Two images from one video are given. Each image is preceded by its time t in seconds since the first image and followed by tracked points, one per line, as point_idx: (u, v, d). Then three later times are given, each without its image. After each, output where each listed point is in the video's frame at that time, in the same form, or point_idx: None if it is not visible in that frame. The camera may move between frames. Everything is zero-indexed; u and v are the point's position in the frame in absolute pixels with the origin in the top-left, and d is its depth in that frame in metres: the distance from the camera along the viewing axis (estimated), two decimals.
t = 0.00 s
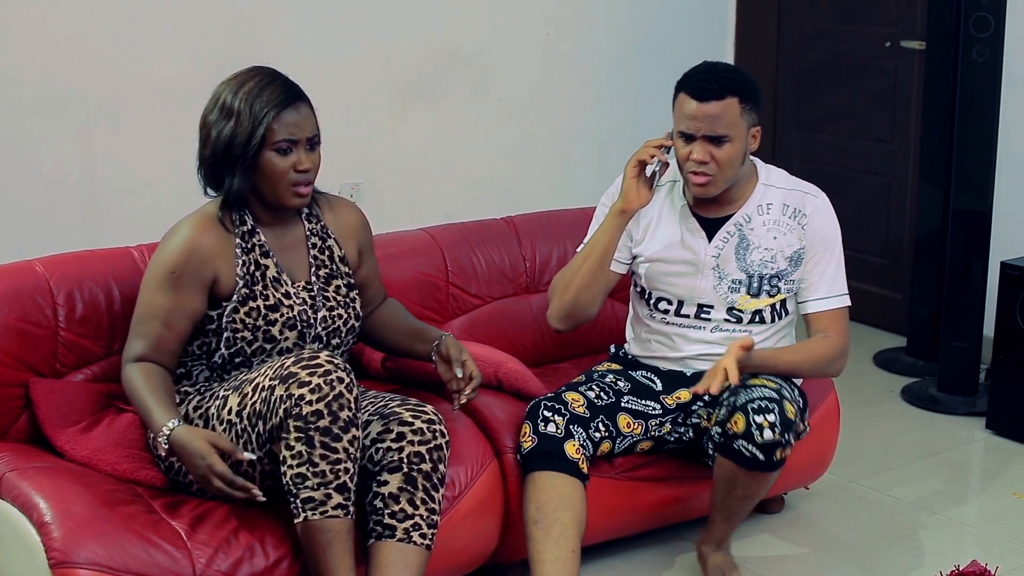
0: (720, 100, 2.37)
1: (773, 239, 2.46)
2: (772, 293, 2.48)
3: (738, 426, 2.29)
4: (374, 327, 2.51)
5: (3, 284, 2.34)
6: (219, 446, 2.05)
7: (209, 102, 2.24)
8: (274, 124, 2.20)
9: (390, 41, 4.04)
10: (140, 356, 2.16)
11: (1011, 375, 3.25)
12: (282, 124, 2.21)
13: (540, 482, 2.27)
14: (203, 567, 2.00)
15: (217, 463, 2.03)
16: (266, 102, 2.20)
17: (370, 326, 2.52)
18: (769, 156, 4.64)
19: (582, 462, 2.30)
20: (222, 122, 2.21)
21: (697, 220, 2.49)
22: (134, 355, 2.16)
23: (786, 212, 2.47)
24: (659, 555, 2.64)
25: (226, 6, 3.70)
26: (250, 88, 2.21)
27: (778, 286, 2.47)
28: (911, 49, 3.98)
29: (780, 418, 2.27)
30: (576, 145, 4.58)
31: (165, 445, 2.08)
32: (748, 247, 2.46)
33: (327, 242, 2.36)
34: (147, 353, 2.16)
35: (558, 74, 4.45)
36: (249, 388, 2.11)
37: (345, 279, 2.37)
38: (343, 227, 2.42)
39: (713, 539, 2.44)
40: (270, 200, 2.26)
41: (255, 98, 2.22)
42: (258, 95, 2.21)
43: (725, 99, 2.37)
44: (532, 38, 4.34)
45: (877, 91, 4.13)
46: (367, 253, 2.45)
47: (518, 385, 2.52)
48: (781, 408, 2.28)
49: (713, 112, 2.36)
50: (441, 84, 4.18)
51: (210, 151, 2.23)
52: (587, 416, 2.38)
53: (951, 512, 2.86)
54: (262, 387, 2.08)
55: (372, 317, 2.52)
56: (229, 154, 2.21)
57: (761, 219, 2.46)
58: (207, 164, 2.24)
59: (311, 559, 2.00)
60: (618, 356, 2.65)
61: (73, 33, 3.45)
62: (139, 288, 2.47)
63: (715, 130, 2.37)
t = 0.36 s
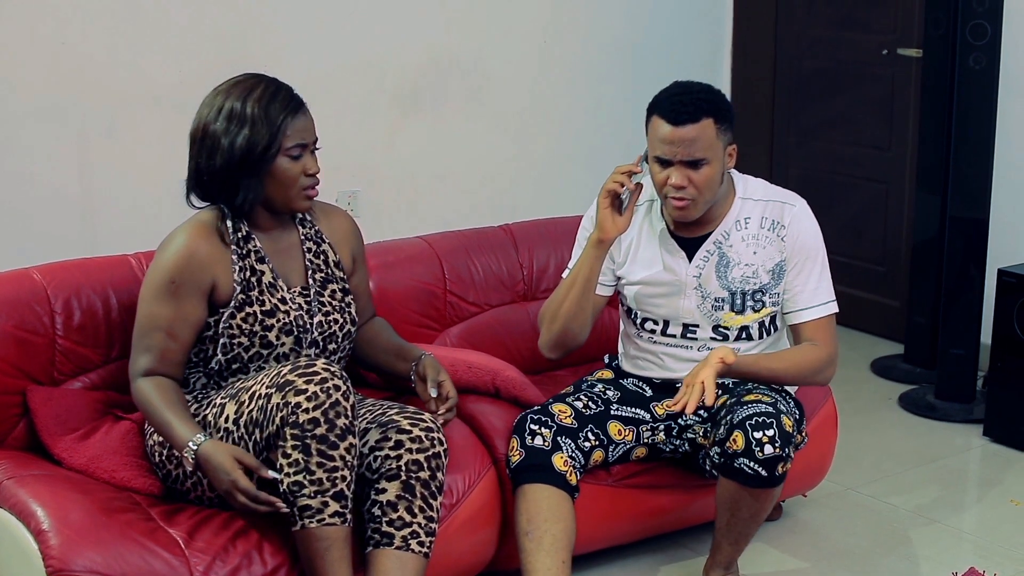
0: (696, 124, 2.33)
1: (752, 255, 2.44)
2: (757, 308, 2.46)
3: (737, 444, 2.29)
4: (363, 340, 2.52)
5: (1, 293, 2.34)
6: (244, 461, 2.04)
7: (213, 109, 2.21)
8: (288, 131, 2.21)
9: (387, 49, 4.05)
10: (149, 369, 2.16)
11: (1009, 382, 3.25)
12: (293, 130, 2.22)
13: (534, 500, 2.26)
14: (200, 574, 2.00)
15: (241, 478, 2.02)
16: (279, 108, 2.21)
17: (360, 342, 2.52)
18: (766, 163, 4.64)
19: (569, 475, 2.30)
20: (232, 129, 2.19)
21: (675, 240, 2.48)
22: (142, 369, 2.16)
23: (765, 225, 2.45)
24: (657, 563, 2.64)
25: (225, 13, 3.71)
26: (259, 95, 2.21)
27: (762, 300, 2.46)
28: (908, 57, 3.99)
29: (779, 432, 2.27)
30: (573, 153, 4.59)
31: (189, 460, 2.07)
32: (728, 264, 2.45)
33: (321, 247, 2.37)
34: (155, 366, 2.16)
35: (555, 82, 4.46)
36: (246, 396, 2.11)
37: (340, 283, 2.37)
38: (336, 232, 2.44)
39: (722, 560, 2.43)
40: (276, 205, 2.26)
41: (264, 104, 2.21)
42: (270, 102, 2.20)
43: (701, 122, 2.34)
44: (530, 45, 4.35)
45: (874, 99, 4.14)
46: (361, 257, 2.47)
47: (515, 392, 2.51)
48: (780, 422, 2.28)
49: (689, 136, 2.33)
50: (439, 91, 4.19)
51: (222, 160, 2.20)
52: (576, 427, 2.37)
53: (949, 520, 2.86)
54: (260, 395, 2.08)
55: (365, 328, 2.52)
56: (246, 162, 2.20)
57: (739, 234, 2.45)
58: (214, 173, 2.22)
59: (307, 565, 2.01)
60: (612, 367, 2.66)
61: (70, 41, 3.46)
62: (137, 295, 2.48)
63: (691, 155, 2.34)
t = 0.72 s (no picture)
0: (680, 135, 2.31)
1: (747, 265, 2.43)
2: (752, 320, 2.46)
3: (741, 448, 2.29)
4: (363, 341, 2.52)
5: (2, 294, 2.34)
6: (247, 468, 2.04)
7: (218, 110, 2.21)
8: (293, 132, 2.22)
9: (387, 51, 4.05)
10: (150, 373, 2.15)
11: (1010, 384, 3.25)
12: (298, 131, 2.24)
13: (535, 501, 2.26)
14: None
15: (246, 484, 2.01)
16: (286, 108, 2.23)
17: (360, 345, 2.52)
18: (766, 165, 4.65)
19: (569, 476, 2.30)
20: (238, 130, 2.19)
21: (671, 253, 2.48)
22: (144, 372, 2.15)
23: (759, 235, 2.44)
24: (657, 564, 2.64)
25: (225, 15, 3.71)
26: (264, 96, 2.22)
27: (758, 311, 2.45)
28: (908, 59, 3.99)
29: (782, 436, 2.27)
30: (573, 155, 4.59)
31: (195, 464, 2.07)
32: (723, 275, 2.44)
33: (322, 247, 2.37)
34: (155, 369, 2.16)
35: (556, 84, 4.46)
36: (247, 397, 2.11)
37: (341, 283, 2.37)
38: (336, 233, 2.44)
39: (721, 563, 2.43)
40: (280, 207, 2.27)
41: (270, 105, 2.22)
42: (276, 102, 2.22)
43: (685, 133, 2.32)
44: (530, 47, 4.36)
45: (874, 101, 4.14)
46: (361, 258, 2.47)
47: (516, 394, 2.52)
48: (783, 427, 2.28)
49: (673, 148, 2.31)
50: (439, 93, 4.19)
51: (230, 161, 2.20)
52: (577, 429, 2.37)
53: (949, 522, 2.86)
54: (260, 397, 2.08)
55: (365, 329, 2.52)
56: (255, 163, 2.20)
57: (733, 245, 2.44)
58: (220, 175, 2.21)
59: (308, 567, 2.01)
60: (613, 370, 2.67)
61: (71, 44, 3.46)
62: (138, 297, 2.48)
63: (675, 167, 2.32)
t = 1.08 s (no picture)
0: (674, 132, 2.31)
1: (745, 268, 2.43)
2: (751, 322, 2.46)
3: (739, 448, 2.30)
4: (361, 342, 2.52)
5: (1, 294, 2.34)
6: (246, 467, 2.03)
7: (215, 113, 2.22)
8: (275, 147, 2.18)
9: (386, 51, 4.05)
10: (150, 372, 2.16)
11: (1009, 384, 3.25)
12: (284, 145, 2.19)
13: (534, 501, 2.26)
14: None
15: (246, 484, 2.01)
16: (270, 121, 2.18)
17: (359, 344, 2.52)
18: (766, 165, 4.65)
19: (569, 477, 2.30)
20: (223, 136, 2.20)
21: (666, 253, 2.48)
22: (143, 372, 2.16)
23: (757, 238, 2.44)
24: (657, 564, 2.64)
25: (224, 16, 3.71)
26: (255, 105, 2.20)
27: (756, 313, 2.45)
28: (908, 59, 3.99)
29: (780, 437, 2.27)
30: (573, 155, 4.59)
31: (195, 463, 2.07)
32: (721, 278, 2.44)
33: (322, 248, 2.37)
34: (155, 368, 2.16)
35: (555, 84, 4.46)
36: (247, 397, 2.11)
37: (340, 284, 2.37)
38: (335, 232, 2.44)
39: (721, 564, 2.43)
40: (264, 216, 2.26)
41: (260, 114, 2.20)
42: (262, 115, 2.19)
43: (679, 130, 2.32)
44: (530, 48, 4.36)
45: (874, 101, 4.14)
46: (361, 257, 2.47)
47: (516, 395, 2.52)
48: (781, 428, 2.28)
49: (667, 145, 2.31)
50: (439, 93, 4.19)
51: (209, 164, 2.21)
52: (577, 430, 2.37)
53: (949, 522, 2.86)
54: (260, 397, 2.08)
55: (364, 328, 2.52)
56: (230, 172, 2.20)
57: (731, 247, 2.44)
58: (205, 177, 2.23)
59: (307, 566, 2.01)
60: (612, 370, 2.67)
61: (70, 44, 3.46)
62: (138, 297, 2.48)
63: (670, 164, 2.32)
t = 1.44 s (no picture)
0: (672, 134, 2.31)
1: (743, 268, 2.43)
2: (749, 322, 2.46)
3: (738, 448, 2.29)
4: (359, 342, 2.52)
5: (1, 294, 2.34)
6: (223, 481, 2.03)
7: (225, 125, 2.18)
8: (298, 156, 2.18)
9: (385, 51, 4.05)
10: (150, 378, 2.16)
11: (1009, 384, 3.25)
12: (305, 154, 2.19)
13: (533, 501, 2.26)
14: None
15: (222, 500, 2.01)
16: (291, 132, 2.18)
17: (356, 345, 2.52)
18: (766, 165, 4.65)
19: (569, 477, 2.30)
20: (243, 150, 2.16)
21: (665, 255, 2.47)
22: (144, 378, 2.16)
23: (755, 237, 2.44)
24: (657, 564, 2.64)
25: (223, 17, 3.71)
26: (273, 117, 2.17)
27: (754, 313, 2.45)
28: (908, 59, 3.99)
29: (779, 437, 2.27)
30: (573, 155, 4.59)
31: (194, 470, 2.08)
32: (720, 278, 2.44)
33: (321, 250, 2.38)
34: (156, 374, 2.16)
35: (555, 84, 4.46)
36: (246, 399, 2.11)
37: (339, 285, 2.38)
38: (333, 233, 2.44)
39: (721, 564, 2.42)
40: (280, 227, 2.25)
41: (278, 126, 2.18)
42: (282, 125, 2.17)
43: (677, 131, 2.32)
44: (530, 48, 4.36)
45: (874, 101, 4.14)
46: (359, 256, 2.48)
47: (516, 395, 2.52)
48: (780, 427, 2.28)
49: (665, 147, 2.31)
50: (439, 92, 4.19)
51: (227, 178, 2.18)
52: (576, 430, 2.37)
53: (949, 522, 2.86)
54: (259, 397, 2.08)
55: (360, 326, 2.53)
56: (254, 187, 2.18)
57: (729, 247, 2.44)
58: (223, 192, 2.20)
59: (307, 566, 2.01)
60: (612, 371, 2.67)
61: (70, 44, 3.46)
62: (138, 297, 2.48)
63: (668, 166, 2.32)
